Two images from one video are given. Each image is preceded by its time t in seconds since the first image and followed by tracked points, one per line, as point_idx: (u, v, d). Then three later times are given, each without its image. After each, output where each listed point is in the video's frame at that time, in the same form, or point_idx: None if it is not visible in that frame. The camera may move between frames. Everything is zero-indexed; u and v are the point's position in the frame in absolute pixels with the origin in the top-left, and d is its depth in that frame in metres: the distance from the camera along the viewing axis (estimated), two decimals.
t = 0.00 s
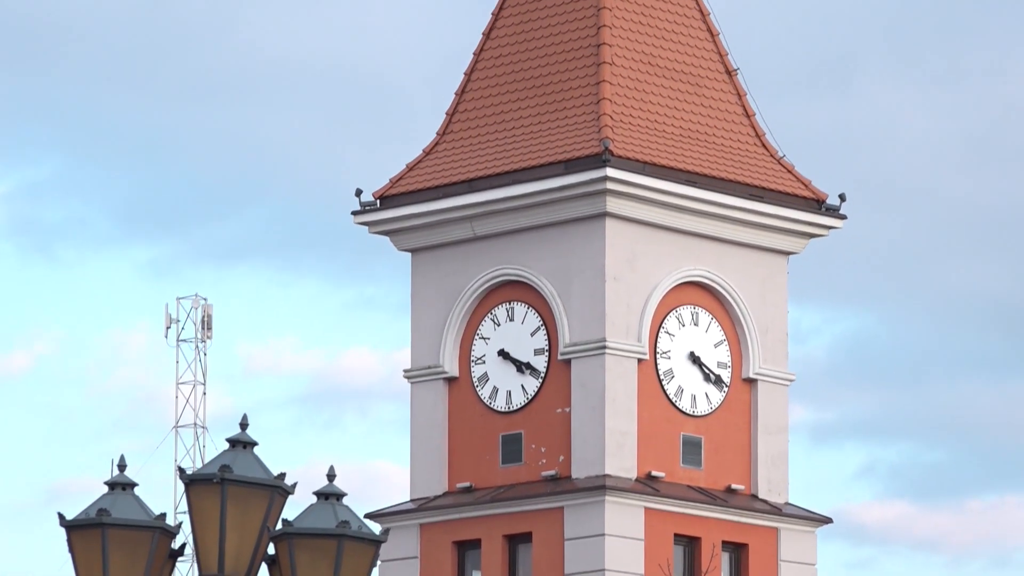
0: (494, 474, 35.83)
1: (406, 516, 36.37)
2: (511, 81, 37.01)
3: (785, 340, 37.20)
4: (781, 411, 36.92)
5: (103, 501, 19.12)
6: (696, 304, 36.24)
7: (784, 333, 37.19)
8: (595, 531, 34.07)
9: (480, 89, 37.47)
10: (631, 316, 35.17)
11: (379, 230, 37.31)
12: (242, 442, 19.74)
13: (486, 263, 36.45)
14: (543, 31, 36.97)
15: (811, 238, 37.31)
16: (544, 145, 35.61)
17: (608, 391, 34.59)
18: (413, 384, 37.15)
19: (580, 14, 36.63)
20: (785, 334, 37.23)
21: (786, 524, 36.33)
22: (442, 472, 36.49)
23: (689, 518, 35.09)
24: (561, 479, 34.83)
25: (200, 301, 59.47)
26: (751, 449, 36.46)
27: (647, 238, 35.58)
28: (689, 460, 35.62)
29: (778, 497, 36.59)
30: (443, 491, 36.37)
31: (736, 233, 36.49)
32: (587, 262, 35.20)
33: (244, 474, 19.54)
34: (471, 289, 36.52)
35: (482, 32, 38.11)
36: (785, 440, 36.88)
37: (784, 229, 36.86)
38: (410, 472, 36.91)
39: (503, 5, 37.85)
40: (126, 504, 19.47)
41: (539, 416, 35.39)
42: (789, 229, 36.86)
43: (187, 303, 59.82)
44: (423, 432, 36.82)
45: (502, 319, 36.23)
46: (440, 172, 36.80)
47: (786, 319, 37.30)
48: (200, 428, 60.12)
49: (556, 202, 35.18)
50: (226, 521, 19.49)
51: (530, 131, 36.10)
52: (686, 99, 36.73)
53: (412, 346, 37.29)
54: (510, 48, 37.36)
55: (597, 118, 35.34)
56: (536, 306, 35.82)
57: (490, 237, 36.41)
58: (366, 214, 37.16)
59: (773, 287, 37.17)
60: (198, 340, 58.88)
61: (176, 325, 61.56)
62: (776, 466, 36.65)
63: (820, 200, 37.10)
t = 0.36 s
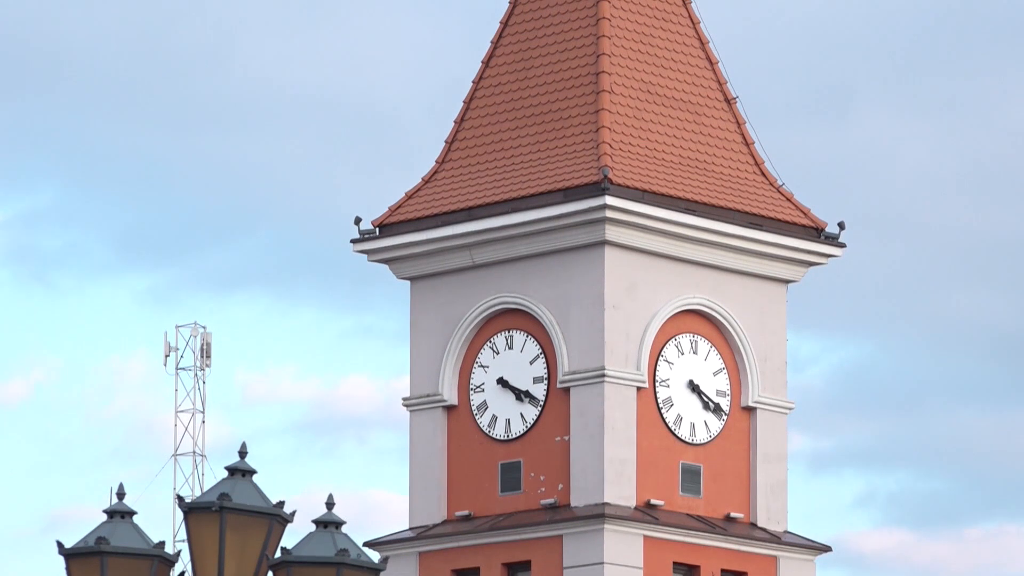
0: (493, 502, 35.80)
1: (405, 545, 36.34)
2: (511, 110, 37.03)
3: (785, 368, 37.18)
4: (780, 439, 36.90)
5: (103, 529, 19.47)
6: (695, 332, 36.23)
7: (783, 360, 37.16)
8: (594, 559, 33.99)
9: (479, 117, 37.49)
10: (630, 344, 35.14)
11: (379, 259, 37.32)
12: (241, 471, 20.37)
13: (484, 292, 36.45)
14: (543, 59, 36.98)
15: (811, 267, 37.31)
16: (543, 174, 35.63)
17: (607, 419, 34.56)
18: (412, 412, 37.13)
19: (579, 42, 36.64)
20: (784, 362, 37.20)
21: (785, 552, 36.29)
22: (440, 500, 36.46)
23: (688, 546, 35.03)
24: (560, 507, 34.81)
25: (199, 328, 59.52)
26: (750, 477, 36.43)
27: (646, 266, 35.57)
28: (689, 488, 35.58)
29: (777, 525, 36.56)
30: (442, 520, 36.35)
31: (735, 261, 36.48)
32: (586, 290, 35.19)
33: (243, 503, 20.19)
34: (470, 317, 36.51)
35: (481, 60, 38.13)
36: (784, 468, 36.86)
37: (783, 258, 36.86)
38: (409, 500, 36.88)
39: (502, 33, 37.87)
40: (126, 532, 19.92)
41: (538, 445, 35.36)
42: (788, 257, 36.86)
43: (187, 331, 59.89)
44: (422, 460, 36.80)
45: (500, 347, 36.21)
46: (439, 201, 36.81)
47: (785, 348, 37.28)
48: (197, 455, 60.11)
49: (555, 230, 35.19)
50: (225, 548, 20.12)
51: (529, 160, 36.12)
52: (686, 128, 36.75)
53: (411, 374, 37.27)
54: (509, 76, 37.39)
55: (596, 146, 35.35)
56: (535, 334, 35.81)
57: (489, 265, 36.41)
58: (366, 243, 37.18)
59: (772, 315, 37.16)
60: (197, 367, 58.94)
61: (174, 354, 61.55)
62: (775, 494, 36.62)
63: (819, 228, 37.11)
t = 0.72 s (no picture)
0: (493, 528, 35.78)
1: (405, 571, 36.32)
2: (510, 135, 37.05)
3: (784, 394, 37.17)
4: (779, 465, 36.88)
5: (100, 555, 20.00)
6: (695, 358, 36.22)
7: (782, 386, 37.15)
8: None
9: (478, 143, 37.52)
10: (629, 370, 35.13)
11: (378, 284, 37.33)
12: (241, 497, 20.98)
13: (484, 317, 36.45)
14: (542, 85, 37.01)
15: (810, 293, 37.32)
16: (543, 200, 35.64)
17: (606, 445, 34.53)
18: (412, 438, 37.10)
19: (579, 68, 36.67)
20: (783, 388, 37.19)
21: None
22: (440, 526, 36.44)
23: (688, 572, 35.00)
24: (560, 533, 34.79)
25: (197, 354, 59.45)
26: (750, 503, 36.41)
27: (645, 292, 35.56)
28: (689, 514, 35.56)
29: (777, 551, 36.55)
30: (442, 545, 36.33)
31: (735, 287, 36.49)
32: (585, 315, 35.18)
33: (242, 528, 20.76)
34: (470, 343, 36.51)
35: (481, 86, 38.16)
36: (784, 494, 36.85)
37: (782, 283, 36.87)
38: (409, 525, 36.86)
39: (502, 59, 37.91)
40: (125, 558, 20.42)
41: (538, 471, 35.34)
42: (787, 283, 36.86)
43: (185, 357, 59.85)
44: (422, 486, 36.77)
45: (499, 373, 36.20)
46: (439, 226, 36.83)
47: (784, 373, 37.28)
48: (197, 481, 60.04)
49: (555, 256, 35.21)
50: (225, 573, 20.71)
51: (529, 186, 36.14)
52: (685, 154, 36.77)
53: (411, 400, 37.24)
54: (509, 102, 37.42)
55: (596, 172, 35.38)
56: (534, 360, 35.80)
57: (489, 291, 36.41)
58: (365, 268, 37.19)
59: (771, 341, 37.16)
60: (196, 392, 58.91)
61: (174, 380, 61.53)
62: (775, 520, 36.61)
63: (819, 254, 37.14)
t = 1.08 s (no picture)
0: (492, 553, 35.77)
1: None
2: (510, 160, 37.07)
3: (782, 419, 37.11)
4: (779, 490, 36.84)
5: None
6: (694, 383, 36.19)
7: (780, 411, 37.11)
8: None
9: (477, 168, 37.53)
10: (629, 395, 35.11)
11: (377, 309, 37.31)
12: (240, 522, 21.07)
13: (483, 342, 36.44)
14: (542, 109, 37.03)
15: (809, 317, 37.32)
16: (542, 225, 35.66)
17: (606, 470, 34.51)
18: (411, 463, 37.06)
19: (578, 92, 36.68)
20: (782, 413, 37.15)
21: None
22: (439, 550, 36.43)
23: None
24: (559, 558, 34.79)
25: (197, 378, 59.38)
26: (748, 528, 36.40)
27: (644, 317, 35.55)
28: (688, 538, 35.54)
29: None
30: (441, 570, 36.32)
31: (735, 311, 36.49)
32: (584, 340, 35.17)
33: (241, 554, 20.81)
34: (469, 367, 36.49)
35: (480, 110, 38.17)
36: (783, 519, 36.84)
37: (781, 308, 36.86)
38: (407, 550, 36.85)
39: (501, 84, 37.91)
40: None
41: (537, 495, 35.33)
42: (786, 308, 36.85)
43: (185, 381, 59.78)
44: (421, 511, 36.72)
45: (498, 398, 36.18)
46: (438, 251, 36.84)
47: (783, 398, 37.26)
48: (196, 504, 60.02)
49: (554, 281, 35.22)
50: None
51: (528, 211, 36.16)
52: (684, 178, 36.78)
53: (410, 425, 37.20)
54: (508, 127, 37.44)
55: (595, 197, 35.39)
56: (533, 385, 35.79)
57: (487, 315, 36.41)
58: (364, 293, 37.19)
59: (770, 366, 37.09)
60: (196, 416, 58.87)
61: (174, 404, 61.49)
62: (774, 545, 36.60)
63: (818, 279, 37.13)
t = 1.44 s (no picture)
0: None
1: None
2: (508, 184, 37.08)
3: (782, 444, 37.04)
4: (778, 515, 36.76)
5: None
6: (692, 407, 36.17)
7: (779, 435, 37.05)
8: None
9: (475, 192, 37.52)
10: (626, 419, 35.10)
11: (375, 333, 37.30)
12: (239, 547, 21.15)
13: (481, 366, 36.43)
14: (540, 133, 37.05)
15: (808, 342, 37.30)
16: (539, 249, 35.68)
17: (604, 494, 34.52)
18: (409, 487, 37.03)
19: (575, 117, 36.70)
20: (781, 437, 37.10)
21: None
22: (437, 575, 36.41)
23: None
24: None
25: (194, 405, 59.36)
26: (747, 552, 36.35)
27: (642, 342, 35.55)
28: (686, 563, 35.53)
29: None
30: None
31: (734, 336, 36.48)
32: (582, 365, 35.17)
33: None
34: (467, 392, 36.48)
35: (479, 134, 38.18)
36: (782, 543, 36.76)
37: (780, 333, 36.85)
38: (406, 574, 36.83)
39: (499, 108, 37.91)
40: None
41: (535, 520, 35.32)
42: (785, 332, 36.85)
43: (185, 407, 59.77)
44: (419, 536, 36.69)
45: (497, 422, 36.18)
46: (436, 275, 36.84)
47: (782, 423, 37.18)
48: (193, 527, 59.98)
49: (552, 305, 35.24)
50: None
51: (526, 235, 36.17)
52: (682, 202, 36.79)
53: (408, 449, 37.17)
54: (506, 151, 37.45)
55: (593, 221, 35.40)
56: (531, 409, 35.79)
57: (485, 339, 36.41)
58: (362, 317, 37.18)
59: (769, 391, 37.06)
60: (193, 440, 58.84)
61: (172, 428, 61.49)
62: (773, 569, 36.54)
63: (816, 303, 37.12)
